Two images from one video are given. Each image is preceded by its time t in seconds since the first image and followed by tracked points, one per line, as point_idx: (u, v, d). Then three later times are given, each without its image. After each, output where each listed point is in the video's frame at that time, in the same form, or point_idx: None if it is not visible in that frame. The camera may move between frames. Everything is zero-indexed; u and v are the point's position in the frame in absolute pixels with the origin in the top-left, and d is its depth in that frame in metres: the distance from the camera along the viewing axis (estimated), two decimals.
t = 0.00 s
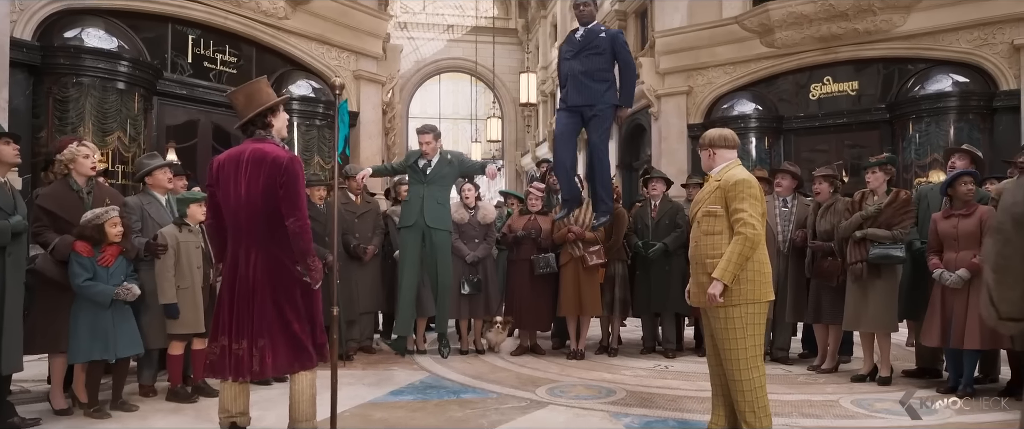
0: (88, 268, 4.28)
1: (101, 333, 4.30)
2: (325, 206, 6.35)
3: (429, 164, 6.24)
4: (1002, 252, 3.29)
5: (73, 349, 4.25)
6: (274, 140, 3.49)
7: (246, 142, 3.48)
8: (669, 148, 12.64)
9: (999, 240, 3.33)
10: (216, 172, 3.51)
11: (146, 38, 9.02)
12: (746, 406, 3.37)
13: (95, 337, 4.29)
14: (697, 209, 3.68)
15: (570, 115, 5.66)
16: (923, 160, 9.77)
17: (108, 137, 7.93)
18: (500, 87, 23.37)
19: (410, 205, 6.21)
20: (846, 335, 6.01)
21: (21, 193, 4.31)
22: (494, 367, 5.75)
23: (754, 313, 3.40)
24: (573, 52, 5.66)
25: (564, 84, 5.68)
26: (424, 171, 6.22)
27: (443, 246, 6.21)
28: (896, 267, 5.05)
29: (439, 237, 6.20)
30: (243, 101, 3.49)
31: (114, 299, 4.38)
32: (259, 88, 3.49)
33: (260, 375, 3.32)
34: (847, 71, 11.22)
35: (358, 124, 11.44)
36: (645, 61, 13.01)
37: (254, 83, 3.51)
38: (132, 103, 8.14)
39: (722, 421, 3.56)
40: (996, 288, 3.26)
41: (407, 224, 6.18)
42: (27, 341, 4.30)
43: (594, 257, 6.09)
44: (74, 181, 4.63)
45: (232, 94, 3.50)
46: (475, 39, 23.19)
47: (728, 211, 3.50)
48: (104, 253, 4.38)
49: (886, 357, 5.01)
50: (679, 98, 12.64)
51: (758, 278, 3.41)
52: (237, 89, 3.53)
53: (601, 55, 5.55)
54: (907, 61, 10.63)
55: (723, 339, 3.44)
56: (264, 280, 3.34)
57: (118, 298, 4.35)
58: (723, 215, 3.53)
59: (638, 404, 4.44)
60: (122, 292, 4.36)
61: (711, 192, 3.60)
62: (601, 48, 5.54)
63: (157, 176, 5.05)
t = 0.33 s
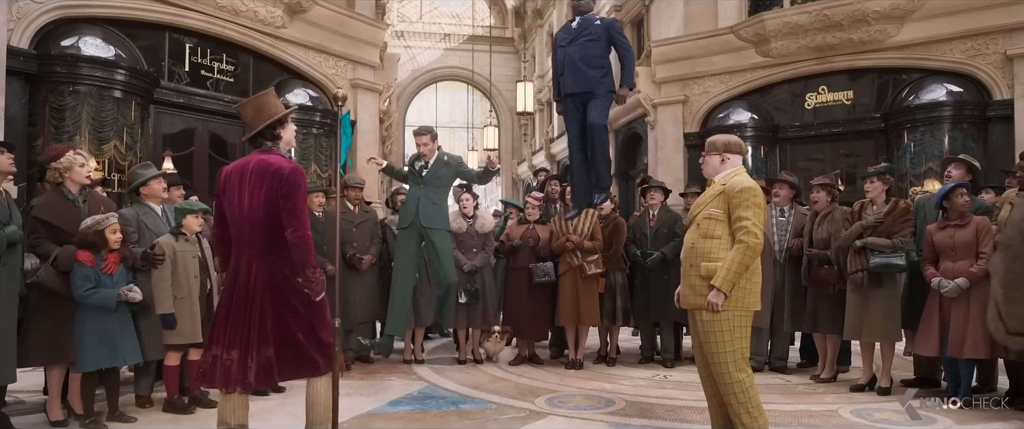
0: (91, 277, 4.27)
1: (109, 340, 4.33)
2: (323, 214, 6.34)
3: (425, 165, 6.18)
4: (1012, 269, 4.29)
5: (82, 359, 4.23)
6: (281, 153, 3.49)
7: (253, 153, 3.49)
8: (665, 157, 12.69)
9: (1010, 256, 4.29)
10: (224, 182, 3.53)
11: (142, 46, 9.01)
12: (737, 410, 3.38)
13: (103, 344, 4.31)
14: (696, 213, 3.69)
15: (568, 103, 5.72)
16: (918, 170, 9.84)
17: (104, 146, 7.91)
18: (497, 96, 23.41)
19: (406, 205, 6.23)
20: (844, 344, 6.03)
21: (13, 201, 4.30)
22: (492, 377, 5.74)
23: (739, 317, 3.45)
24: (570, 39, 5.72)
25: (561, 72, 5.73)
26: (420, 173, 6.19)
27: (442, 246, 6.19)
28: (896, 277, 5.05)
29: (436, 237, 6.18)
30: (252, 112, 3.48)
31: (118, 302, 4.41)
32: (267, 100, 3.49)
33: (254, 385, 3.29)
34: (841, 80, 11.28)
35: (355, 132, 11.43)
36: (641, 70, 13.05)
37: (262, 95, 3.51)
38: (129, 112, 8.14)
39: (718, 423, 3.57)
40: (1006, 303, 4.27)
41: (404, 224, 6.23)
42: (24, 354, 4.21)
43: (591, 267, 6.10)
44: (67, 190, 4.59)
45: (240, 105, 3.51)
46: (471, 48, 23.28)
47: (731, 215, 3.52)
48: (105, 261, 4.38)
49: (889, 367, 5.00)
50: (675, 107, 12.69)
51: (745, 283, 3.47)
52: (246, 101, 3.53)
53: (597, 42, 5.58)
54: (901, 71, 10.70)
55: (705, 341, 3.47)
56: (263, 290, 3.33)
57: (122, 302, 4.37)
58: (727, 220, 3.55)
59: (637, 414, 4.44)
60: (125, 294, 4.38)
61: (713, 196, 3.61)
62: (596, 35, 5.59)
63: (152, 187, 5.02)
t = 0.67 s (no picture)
0: (88, 286, 4.24)
1: (107, 349, 4.29)
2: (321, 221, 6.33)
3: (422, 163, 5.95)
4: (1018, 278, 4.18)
5: (82, 368, 4.21)
6: (306, 161, 3.50)
7: (277, 160, 3.49)
8: (661, 164, 12.73)
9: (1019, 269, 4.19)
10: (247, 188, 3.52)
11: (138, 52, 8.99)
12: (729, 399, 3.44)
13: (101, 353, 4.27)
14: (696, 206, 3.77)
15: (564, 86, 6.22)
16: (913, 177, 9.87)
17: (100, 153, 7.88)
18: (493, 102, 23.47)
19: (404, 203, 5.97)
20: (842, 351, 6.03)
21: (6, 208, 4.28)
22: (491, 385, 5.72)
23: (725, 310, 3.51)
24: (565, 23, 6.17)
25: (556, 55, 6.18)
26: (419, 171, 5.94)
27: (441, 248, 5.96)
28: (898, 285, 5.04)
29: (433, 238, 5.97)
30: (272, 118, 3.49)
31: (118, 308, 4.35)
32: (291, 108, 3.48)
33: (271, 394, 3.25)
34: (836, 87, 11.33)
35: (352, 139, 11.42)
36: (637, 78, 13.09)
37: (286, 103, 3.50)
38: (125, 118, 8.11)
39: (717, 420, 3.64)
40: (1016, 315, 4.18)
41: (399, 223, 5.95)
42: (21, 363, 4.21)
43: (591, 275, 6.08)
44: (60, 197, 4.56)
45: (263, 111, 3.50)
46: (468, 55, 23.34)
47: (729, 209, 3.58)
48: (103, 270, 4.36)
49: (889, 375, 5.01)
50: (672, 114, 12.73)
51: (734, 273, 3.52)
52: (269, 108, 3.53)
53: (591, 26, 6.04)
54: (896, 78, 10.75)
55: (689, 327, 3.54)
56: (284, 296, 3.30)
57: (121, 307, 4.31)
58: (724, 214, 3.61)
59: (637, 423, 4.43)
60: (123, 296, 4.30)
61: (712, 192, 3.69)
62: (591, 19, 6.05)
63: (153, 194, 4.97)
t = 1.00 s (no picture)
0: (81, 293, 4.21)
1: (101, 356, 4.25)
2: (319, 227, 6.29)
3: (418, 156, 6.23)
4: None
5: (75, 376, 4.18)
6: (330, 167, 3.51)
7: (302, 168, 3.49)
8: (656, 170, 12.76)
9: None
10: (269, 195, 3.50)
11: (132, 56, 8.96)
12: (706, 385, 3.70)
13: (94, 360, 4.24)
14: (692, 198, 3.97)
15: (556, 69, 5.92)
16: (906, 183, 9.91)
17: (94, 158, 7.84)
18: (488, 108, 23.52)
19: (399, 198, 6.20)
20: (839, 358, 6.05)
21: None
22: (488, 392, 5.70)
23: (707, 304, 3.75)
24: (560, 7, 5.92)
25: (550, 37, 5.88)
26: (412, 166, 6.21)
27: (429, 246, 6.17)
28: (895, 292, 5.06)
29: (424, 235, 6.16)
30: (294, 131, 3.46)
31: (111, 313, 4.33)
32: (315, 117, 3.46)
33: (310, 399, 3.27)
34: (830, 94, 11.37)
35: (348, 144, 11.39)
36: (632, 84, 13.12)
37: (308, 112, 3.48)
38: (119, 123, 8.08)
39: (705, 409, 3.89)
40: None
41: (395, 220, 6.19)
42: (13, 370, 4.18)
43: (588, 281, 6.09)
44: (53, 203, 4.54)
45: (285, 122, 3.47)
46: (463, 60, 23.39)
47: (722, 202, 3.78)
48: (94, 277, 4.31)
49: (885, 381, 5.05)
50: (667, 120, 12.77)
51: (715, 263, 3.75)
52: (291, 118, 3.48)
53: (584, 11, 5.79)
54: (889, 85, 10.81)
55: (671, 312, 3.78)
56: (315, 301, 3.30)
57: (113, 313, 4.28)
58: (718, 207, 3.81)
59: None
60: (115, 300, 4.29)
61: (711, 185, 3.90)
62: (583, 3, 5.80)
63: (151, 202, 4.92)
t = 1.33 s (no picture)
0: (74, 299, 4.16)
1: (96, 362, 4.22)
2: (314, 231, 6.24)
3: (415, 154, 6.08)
4: None
5: (69, 383, 4.15)
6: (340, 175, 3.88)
7: (314, 176, 3.87)
8: (651, 173, 12.79)
9: None
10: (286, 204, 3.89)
11: (125, 58, 8.91)
12: (689, 371, 4.07)
13: (89, 366, 4.21)
14: (692, 188, 4.27)
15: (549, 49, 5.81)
16: (899, 187, 9.96)
17: (86, 161, 7.78)
18: (482, 111, 23.52)
19: (395, 195, 5.99)
20: (834, 361, 6.07)
21: None
22: (484, 396, 5.69)
23: (694, 293, 4.09)
24: None
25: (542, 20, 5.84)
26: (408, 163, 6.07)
27: (428, 242, 6.09)
28: (890, 295, 5.08)
29: (423, 231, 6.02)
30: (307, 137, 3.82)
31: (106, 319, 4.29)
32: (328, 124, 3.84)
33: (326, 401, 3.61)
34: (823, 98, 11.42)
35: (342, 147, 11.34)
36: (627, 87, 13.16)
37: (322, 118, 3.84)
38: (112, 125, 8.02)
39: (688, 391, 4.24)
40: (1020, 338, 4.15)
41: (392, 216, 5.96)
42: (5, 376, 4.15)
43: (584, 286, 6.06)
44: (45, 207, 4.50)
45: (299, 127, 3.81)
46: (457, 63, 23.39)
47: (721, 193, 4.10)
48: (88, 281, 4.27)
49: (881, 386, 5.06)
50: (661, 123, 12.81)
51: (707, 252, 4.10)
52: (306, 124, 3.83)
53: None
54: (881, 89, 10.87)
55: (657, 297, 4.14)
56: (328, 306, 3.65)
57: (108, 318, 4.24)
58: (717, 197, 4.11)
59: None
60: (110, 307, 4.24)
61: (712, 176, 4.20)
62: None
63: (161, 206, 4.98)
